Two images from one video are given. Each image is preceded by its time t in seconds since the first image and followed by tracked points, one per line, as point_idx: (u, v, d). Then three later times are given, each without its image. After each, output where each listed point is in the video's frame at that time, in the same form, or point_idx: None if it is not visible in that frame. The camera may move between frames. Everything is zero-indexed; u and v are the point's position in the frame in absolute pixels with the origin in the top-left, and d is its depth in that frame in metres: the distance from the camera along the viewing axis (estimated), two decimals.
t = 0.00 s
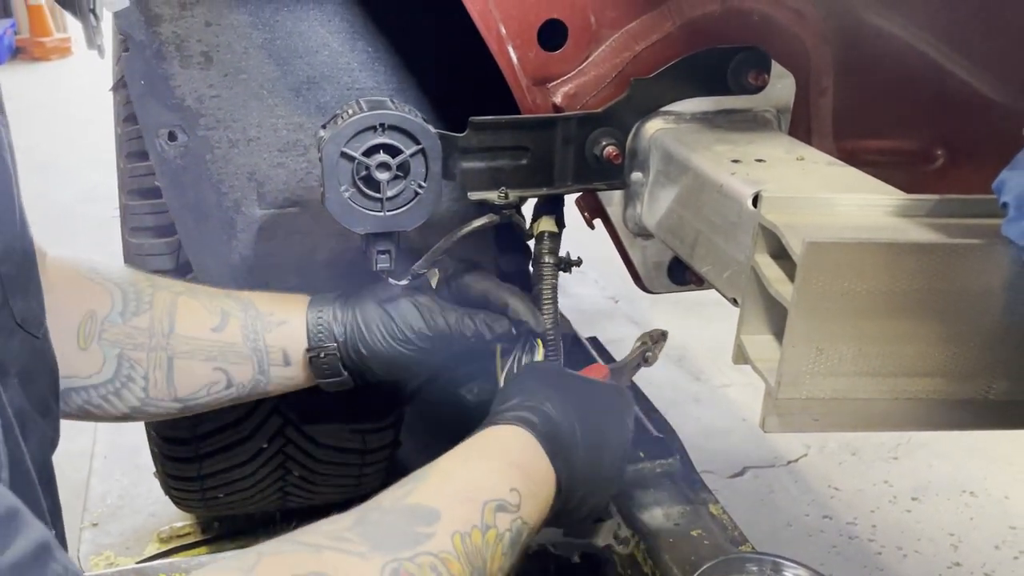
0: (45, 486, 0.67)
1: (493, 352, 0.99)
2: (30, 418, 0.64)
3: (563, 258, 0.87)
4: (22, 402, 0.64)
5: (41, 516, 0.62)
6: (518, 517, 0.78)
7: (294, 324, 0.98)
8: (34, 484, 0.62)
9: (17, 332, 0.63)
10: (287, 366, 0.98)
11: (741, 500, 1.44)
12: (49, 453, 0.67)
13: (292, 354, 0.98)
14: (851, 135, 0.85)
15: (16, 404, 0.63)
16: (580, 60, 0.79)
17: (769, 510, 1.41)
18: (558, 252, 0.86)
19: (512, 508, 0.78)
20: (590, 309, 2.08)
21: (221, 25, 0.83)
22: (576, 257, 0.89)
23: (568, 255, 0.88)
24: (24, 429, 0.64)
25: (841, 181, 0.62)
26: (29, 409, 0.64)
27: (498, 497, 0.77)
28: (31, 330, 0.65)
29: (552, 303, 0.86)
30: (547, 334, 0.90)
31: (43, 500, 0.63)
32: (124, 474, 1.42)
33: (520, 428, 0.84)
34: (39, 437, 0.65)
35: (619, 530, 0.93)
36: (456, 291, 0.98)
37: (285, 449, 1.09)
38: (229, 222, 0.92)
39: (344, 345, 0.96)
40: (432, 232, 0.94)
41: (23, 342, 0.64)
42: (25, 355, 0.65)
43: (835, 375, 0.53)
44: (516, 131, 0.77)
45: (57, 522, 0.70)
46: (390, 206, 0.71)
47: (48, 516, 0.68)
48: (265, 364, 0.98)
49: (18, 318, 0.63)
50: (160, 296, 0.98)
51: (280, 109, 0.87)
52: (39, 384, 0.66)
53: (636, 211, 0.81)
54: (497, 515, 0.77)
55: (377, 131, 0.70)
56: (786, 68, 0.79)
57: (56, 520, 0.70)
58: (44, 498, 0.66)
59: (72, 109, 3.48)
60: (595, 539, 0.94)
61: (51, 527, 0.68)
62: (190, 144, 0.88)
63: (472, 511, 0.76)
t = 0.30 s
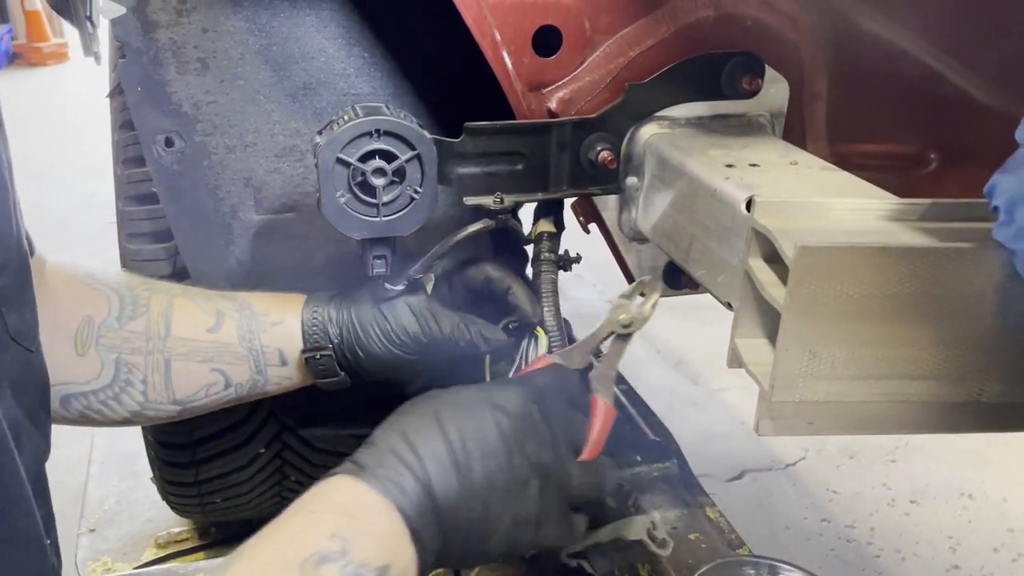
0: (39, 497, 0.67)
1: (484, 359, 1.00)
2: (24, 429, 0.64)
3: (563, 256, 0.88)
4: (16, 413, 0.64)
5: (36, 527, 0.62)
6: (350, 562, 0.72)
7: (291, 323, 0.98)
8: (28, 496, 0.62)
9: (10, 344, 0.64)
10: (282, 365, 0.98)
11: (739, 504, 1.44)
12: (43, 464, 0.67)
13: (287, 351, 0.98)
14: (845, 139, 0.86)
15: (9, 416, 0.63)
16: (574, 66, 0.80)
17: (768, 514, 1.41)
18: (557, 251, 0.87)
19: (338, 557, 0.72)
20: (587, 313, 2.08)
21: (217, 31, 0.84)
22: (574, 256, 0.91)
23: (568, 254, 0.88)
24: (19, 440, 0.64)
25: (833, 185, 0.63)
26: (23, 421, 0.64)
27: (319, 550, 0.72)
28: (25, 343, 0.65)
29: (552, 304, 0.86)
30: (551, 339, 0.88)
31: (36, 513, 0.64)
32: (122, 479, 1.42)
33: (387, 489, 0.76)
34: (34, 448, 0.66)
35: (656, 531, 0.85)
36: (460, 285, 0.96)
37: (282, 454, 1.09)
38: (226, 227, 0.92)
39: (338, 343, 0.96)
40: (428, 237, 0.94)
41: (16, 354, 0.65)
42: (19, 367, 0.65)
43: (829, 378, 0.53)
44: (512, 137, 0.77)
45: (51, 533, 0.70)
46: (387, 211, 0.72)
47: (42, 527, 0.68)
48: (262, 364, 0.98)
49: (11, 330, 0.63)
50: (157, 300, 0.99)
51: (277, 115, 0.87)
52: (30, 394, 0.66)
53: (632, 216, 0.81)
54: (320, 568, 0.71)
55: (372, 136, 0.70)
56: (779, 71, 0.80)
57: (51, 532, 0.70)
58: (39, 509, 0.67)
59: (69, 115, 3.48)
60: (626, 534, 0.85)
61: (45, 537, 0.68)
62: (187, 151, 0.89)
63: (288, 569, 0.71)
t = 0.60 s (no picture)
0: (31, 503, 0.67)
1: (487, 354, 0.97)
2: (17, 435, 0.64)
3: (560, 257, 0.86)
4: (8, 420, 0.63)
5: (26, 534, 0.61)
6: (261, 535, 0.71)
7: (291, 329, 0.98)
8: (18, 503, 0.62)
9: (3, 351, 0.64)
10: (281, 370, 0.98)
11: (738, 507, 1.43)
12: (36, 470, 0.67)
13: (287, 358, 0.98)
14: (842, 141, 0.86)
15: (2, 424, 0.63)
16: (572, 66, 0.80)
17: (767, 518, 1.41)
18: (554, 252, 0.85)
19: (249, 531, 0.72)
20: (586, 316, 2.08)
21: (216, 33, 0.84)
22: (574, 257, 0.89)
23: (563, 254, 0.87)
24: (11, 447, 0.64)
25: (832, 185, 0.63)
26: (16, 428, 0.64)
27: (228, 527, 0.72)
28: (19, 349, 0.65)
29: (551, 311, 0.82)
30: (547, 363, 0.83)
31: (26, 520, 0.63)
32: (120, 482, 1.42)
33: (298, 467, 0.75)
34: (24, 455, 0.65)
35: (653, 529, 0.87)
36: (456, 290, 0.96)
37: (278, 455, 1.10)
38: (225, 230, 0.93)
39: (340, 348, 0.95)
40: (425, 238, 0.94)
41: (10, 361, 0.64)
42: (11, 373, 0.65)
43: (826, 378, 0.53)
44: (510, 138, 0.77)
45: (43, 539, 0.70)
46: (384, 212, 0.72)
47: (32, 534, 0.67)
48: (262, 369, 0.97)
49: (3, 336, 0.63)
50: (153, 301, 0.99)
51: (276, 117, 0.87)
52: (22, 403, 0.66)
53: (630, 217, 0.81)
54: (232, 545, 0.71)
55: (371, 136, 0.70)
56: (778, 74, 0.80)
57: (43, 538, 0.70)
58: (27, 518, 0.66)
59: (68, 119, 3.48)
60: (624, 535, 0.86)
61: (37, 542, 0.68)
62: (185, 154, 0.89)
63: (201, 546, 0.71)
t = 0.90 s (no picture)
0: (23, 508, 0.67)
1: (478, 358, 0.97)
2: (9, 440, 0.64)
3: (552, 261, 0.86)
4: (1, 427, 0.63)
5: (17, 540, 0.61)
6: (265, 530, 0.73)
7: (280, 332, 0.98)
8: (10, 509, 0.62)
9: None
10: (269, 372, 0.98)
11: (734, 513, 1.43)
12: (28, 474, 0.67)
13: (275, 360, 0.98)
14: (834, 145, 0.86)
15: None
16: (564, 70, 0.80)
17: (763, 523, 1.41)
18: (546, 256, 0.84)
19: (254, 527, 0.73)
20: (583, 322, 2.08)
21: (210, 37, 0.84)
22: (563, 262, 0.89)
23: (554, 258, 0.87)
24: (4, 453, 0.63)
25: (823, 189, 0.63)
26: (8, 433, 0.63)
27: (233, 524, 0.73)
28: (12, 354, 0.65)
29: (540, 313, 0.82)
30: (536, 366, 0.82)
31: (17, 525, 0.63)
32: (114, 487, 1.42)
33: (298, 468, 0.76)
34: (16, 460, 0.65)
35: (633, 538, 0.83)
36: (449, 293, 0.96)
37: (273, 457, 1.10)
38: (218, 233, 0.92)
39: (330, 351, 0.96)
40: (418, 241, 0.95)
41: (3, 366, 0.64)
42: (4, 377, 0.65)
43: (816, 380, 0.53)
44: (503, 141, 0.77)
45: (35, 544, 0.69)
46: (377, 215, 0.72)
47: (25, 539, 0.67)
48: (252, 370, 0.98)
49: None
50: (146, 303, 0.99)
51: (269, 120, 0.88)
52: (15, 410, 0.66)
53: (622, 220, 0.82)
54: (238, 540, 0.73)
55: (364, 139, 0.70)
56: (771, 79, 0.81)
57: (35, 543, 0.70)
58: (18, 523, 0.66)
59: (65, 124, 3.47)
60: (603, 542, 0.83)
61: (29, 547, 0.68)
62: (179, 156, 0.89)
63: (209, 542, 0.73)
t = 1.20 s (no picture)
0: (18, 510, 0.66)
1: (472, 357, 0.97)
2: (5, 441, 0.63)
3: (545, 263, 0.86)
4: None
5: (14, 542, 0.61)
6: (246, 521, 0.73)
7: (275, 332, 0.97)
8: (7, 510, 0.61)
9: None
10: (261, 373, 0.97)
11: (731, 520, 1.43)
12: (24, 475, 0.66)
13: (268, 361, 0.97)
14: (830, 148, 0.86)
15: None
16: (560, 72, 0.80)
17: (759, 530, 1.40)
18: (539, 257, 0.84)
19: (235, 518, 0.73)
20: (579, 328, 2.08)
21: (206, 38, 0.84)
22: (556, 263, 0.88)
23: (547, 260, 0.87)
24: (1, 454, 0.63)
25: (818, 190, 0.63)
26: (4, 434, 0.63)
27: (213, 516, 0.73)
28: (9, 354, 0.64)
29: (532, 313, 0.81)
30: (526, 365, 0.81)
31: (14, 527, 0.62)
32: (107, 492, 1.41)
33: (281, 460, 0.77)
34: (12, 460, 0.64)
35: (618, 544, 0.81)
36: (446, 291, 0.96)
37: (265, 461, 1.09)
38: (214, 235, 0.92)
39: (326, 352, 0.95)
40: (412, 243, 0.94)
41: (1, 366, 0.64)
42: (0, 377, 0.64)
43: (811, 381, 0.53)
44: (498, 142, 0.77)
45: (30, 546, 0.69)
46: (372, 215, 0.72)
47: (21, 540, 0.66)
48: (245, 372, 0.97)
49: None
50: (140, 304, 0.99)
51: (265, 121, 0.87)
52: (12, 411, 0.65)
53: (618, 222, 0.81)
54: (219, 532, 0.73)
55: (359, 139, 0.70)
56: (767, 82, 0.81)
57: (30, 545, 0.69)
58: (14, 525, 0.65)
59: (61, 129, 3.47)
60: (586, 547, 0.80)
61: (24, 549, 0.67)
62: (175, 157, 0.89)
63: (190, 535, 0.73)
